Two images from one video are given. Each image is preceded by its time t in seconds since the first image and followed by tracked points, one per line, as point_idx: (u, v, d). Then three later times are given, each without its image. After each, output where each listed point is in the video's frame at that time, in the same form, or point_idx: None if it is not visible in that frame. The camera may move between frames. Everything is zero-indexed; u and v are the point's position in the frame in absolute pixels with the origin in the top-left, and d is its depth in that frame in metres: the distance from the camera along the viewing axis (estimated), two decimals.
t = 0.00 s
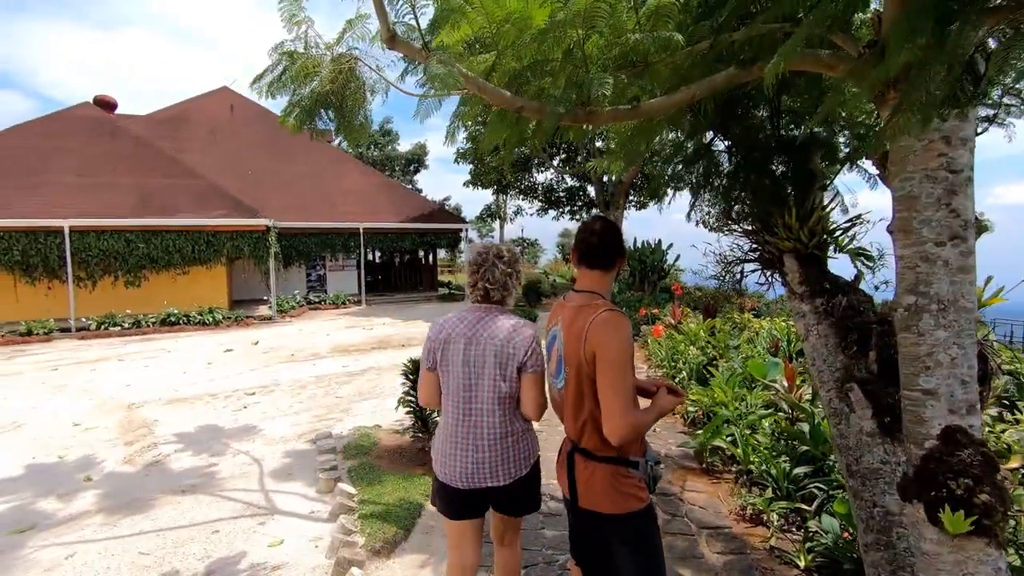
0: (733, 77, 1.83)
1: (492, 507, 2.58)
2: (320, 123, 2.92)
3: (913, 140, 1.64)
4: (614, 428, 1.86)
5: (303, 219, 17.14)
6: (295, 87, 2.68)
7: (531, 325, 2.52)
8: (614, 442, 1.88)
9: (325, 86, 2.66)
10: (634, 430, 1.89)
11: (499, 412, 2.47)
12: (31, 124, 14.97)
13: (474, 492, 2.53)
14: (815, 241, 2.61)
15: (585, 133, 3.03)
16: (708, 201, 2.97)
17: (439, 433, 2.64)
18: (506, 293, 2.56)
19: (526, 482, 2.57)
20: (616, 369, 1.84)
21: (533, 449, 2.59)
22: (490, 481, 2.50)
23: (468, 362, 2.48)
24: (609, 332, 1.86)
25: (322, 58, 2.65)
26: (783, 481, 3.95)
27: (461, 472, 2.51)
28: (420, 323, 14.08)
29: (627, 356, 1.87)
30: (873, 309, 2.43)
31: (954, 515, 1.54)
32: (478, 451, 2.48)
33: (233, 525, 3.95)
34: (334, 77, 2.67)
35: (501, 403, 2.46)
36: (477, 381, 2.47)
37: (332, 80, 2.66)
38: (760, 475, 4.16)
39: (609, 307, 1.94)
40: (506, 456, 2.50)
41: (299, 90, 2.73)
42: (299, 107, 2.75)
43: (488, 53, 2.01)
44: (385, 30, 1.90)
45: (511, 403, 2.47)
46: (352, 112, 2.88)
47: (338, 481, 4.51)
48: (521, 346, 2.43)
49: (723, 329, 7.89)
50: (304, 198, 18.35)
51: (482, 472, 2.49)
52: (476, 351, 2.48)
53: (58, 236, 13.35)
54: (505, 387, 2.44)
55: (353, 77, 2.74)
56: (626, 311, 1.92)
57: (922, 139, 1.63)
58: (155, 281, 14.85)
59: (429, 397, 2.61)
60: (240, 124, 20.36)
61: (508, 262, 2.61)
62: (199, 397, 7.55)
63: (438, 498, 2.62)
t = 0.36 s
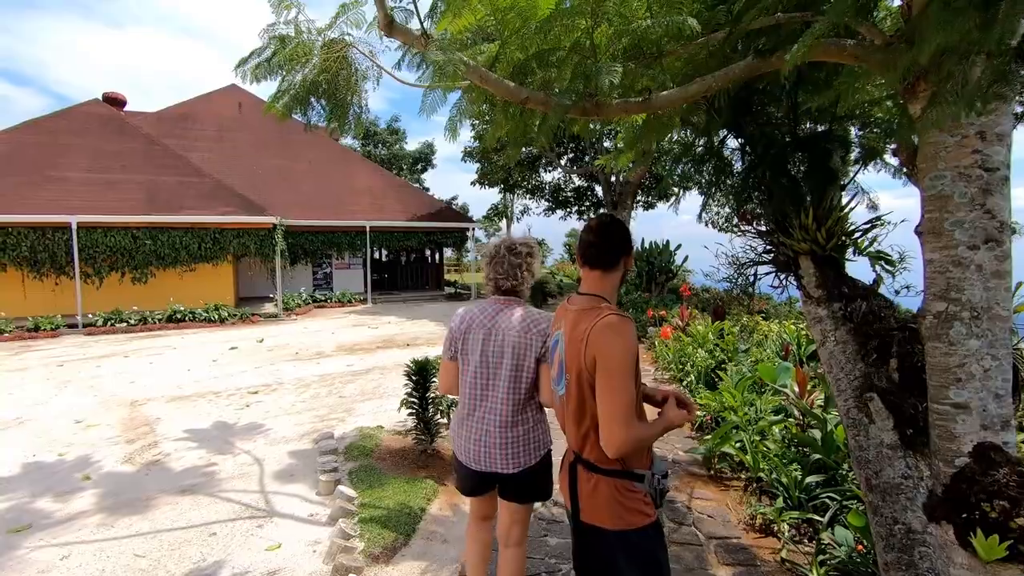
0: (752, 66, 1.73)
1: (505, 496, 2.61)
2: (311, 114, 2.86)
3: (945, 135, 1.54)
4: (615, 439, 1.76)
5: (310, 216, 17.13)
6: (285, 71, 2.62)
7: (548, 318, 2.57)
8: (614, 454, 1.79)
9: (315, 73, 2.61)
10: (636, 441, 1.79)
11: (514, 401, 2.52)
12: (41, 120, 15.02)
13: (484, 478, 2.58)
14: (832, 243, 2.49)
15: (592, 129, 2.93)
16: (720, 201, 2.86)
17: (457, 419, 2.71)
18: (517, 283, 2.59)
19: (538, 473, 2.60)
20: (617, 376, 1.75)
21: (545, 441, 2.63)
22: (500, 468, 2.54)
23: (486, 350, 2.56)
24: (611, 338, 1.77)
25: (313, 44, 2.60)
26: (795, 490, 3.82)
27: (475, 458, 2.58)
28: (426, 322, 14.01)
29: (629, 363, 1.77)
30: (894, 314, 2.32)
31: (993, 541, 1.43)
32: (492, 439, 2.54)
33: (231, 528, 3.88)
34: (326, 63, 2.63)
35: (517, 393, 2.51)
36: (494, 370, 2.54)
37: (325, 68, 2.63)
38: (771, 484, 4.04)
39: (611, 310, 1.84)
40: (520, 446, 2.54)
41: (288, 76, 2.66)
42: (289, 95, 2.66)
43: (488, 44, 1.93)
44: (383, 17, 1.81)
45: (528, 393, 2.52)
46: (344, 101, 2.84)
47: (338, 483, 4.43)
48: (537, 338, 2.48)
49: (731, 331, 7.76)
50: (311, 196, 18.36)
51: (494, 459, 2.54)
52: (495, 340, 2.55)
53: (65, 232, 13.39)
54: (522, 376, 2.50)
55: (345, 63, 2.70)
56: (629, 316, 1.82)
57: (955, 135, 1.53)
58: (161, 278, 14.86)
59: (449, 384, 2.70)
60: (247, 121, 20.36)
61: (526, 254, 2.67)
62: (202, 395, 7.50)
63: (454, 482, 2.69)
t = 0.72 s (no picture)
0: (776, 55, 1.65)
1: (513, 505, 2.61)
2: (314, 110, 2.90)
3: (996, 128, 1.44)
4: (622, 457, 1.63)
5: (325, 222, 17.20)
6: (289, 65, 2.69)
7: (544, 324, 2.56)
8: (622, 474, 1.65)
9: (321, 67, 2.67)
10: (647, 460, 1.66)
11: (512, 408, 2.54)
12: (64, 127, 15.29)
13: (491, 484, 2.63)
14: (862, 249, 2.33)
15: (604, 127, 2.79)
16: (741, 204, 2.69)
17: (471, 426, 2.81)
18: (514, 293, 2.63)
19: (544, 482, 2.56)
20: (623, 390, 1.62)
21: (551, 449, 2.60)
22: (505, 474, 2.55)
23: (485, 358, 2.62)
24: (617, 348, 1.64)
25: (318, 39, 2.66)
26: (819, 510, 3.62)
27: (483, 464, 2.64)
28: (439, 328, 13.91)
29: (637, 375, 1.64)
30: (929, 326, 2.19)
31: None
32: (494, 445, 2.58)
33: (233, 539, 3.79)
34: (331, 58, 2.68)
35: (515, 398, 2.53)
36: (492, 378, 2.59)
37: (329, 63, 2.68)
38: (794, 502, 3.85)
39: (617, 318, 1.71)
40: (522, 453, 2.54)
41: (293, 73, 2.73)
42: (294, 89, 2.72)
43: (496, 37, 1.86)
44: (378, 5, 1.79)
45: (525, 399, 2.52)
46: (353, 97, 2.89)
47: (344, 494, 4.32)
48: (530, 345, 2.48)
49: (752, 340, 7.53)
50: (326, 202, 18.45)
51: (497, 466, 2.57)
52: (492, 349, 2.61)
53: (85, 237, 13.57)
54: (517, 383, 2.52)
55: (353, 59, 2.78)
56: (637, 323, 1.69)
57: (1008, 128, 1.43)
58: (179, 283, 15.00)
59: (462, 392, 2.82)
60: (265, 128, 20.56)
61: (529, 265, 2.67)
62: (213, 400, 7.48)
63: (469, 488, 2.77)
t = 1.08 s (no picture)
0: (826, 37, 1.52)
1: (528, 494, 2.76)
2: (349, 109, 3.34)
3: None
4: (648, 472, 1.50)
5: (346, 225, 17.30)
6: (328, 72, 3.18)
7: (549, 322, 2.69)
8: (646, 492, 1.52)
9: (353, 67, 3.12)
10: (674, 476, 1.52)
11: (519, 401, 2.71)
12: (94, 132, 15.63)
13: (507, 472, 2.82)
14: (911, 250, 2.17)
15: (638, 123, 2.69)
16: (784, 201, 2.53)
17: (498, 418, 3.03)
18: (527, 295, 2.78)
19: (551, 474, 2.67)
20: (647, 402, 1.49)
21: (561, 443, 2.69)
22: (518, 465, 2.73)
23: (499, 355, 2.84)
24: (642, 355, 1.51)
25: (351, 43, 3.12)
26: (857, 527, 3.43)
27: (500, 453, 2.86)
28: (458, 331, 13.85)
29: (665, 384, 1.51)
30: (988, 334, 2.02)
31: None
32: (507, 436, 2.78)
33: (248, 545, 3.73)
34: (363, 61, 3.14)
35: (525, 393, 2.69)
36: (504, 373, 2.79)
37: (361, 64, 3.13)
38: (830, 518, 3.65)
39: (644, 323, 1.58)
40: (529, 445, 2.68)
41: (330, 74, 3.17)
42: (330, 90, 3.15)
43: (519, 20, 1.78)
44: None
45: (531, 393, 2.68)
46: (384, 99, 3.31)
47: (360, 501, 4.24)
48: (531, 342, 2.64)
49: (780, 347, 7.28)
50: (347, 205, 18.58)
51: (510, 455, 2.76)
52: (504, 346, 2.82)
53: (113, 239, 13.83)
54: (523, 378, 2.69)
55: (385, 61, 3.20)
56: (666, 330, 1.55)
57: None
58: (204, 284, 15.19)
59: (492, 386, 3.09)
60: (288, 133, 20.82)
61: (540, 267, 2.78)
62: (233, 401, 7.50)
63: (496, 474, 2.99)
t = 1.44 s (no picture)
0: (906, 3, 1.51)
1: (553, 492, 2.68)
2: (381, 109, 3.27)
3: None
4: (699, 494, 1.33)
5: (356, 222, 17.21)
6: (356, 71, 3.17)
7: (574, 313, 2.57)
8: (698, 517, 1.35)
9: (382, 65, 3.09)
10: (730, 499, 1.35)
11: (542, 395, 2.61)
12: (105, 129, 15.63)
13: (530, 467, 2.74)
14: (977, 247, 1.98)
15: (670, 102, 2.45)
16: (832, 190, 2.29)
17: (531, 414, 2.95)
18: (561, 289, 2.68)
19: (573, 473, 2.55)
20: (701, 416, 1.32)
21: (582, 442, 2.54)
22: (539, 461, 2.64)
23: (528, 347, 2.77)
24: (696, 363, 1.34)
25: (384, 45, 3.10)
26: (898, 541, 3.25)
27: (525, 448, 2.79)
28: (468, 329, 13.70)
29: (720, 396, 1.33)
30: None
31: None
32: (530, 429, 2.69)
33: (258, 551, 3.61)
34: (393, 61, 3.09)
35: (547, 387, 2.59)
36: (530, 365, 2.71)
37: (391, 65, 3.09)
38: (867, 531, 3.47)
39: (696, 325, 1.41)
40: (549, 441, 2.57)
41: (364, 73, 3.13)
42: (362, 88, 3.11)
43: None
44: None
45: (554, 385, 2.58)
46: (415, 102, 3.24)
47: (373, 505, 4.10)
48: (556, 333, 2.53)
49: (803, 347, 7.06)
50: (357, 203, 18.51)
51: (531, 450, 2.68)
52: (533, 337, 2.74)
53: (124, 237, 13.82)
54: (548, 370, 2.59)
55: (415, 58, 3.17)
56: (723, 335, 1.38)
57: None
58: (215, 281, 15.16)
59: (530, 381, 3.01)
60: (298, 130, 20.76)
61: (572, 263, 2.64)
62: (243, 400, 7.40)
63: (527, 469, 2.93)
